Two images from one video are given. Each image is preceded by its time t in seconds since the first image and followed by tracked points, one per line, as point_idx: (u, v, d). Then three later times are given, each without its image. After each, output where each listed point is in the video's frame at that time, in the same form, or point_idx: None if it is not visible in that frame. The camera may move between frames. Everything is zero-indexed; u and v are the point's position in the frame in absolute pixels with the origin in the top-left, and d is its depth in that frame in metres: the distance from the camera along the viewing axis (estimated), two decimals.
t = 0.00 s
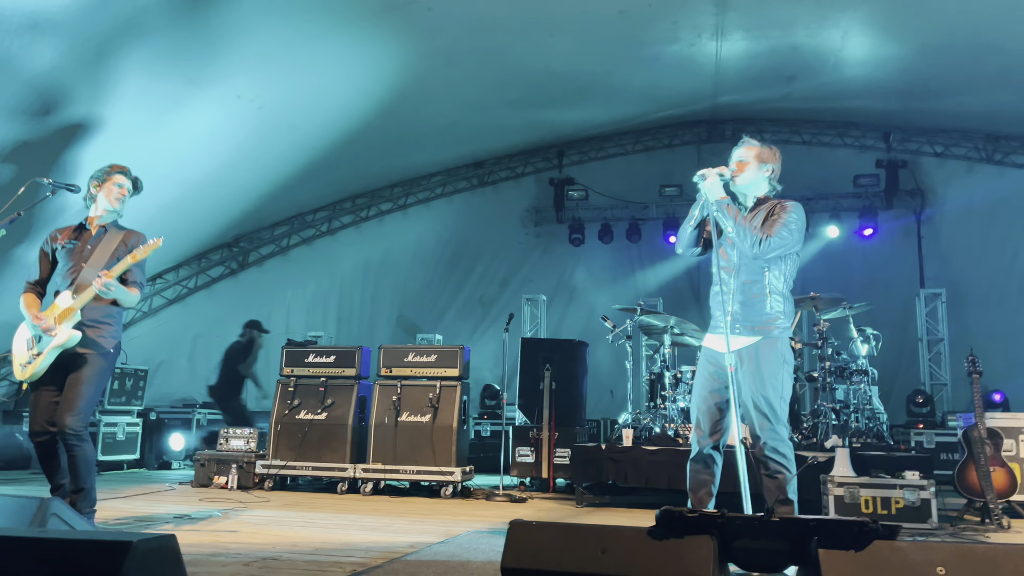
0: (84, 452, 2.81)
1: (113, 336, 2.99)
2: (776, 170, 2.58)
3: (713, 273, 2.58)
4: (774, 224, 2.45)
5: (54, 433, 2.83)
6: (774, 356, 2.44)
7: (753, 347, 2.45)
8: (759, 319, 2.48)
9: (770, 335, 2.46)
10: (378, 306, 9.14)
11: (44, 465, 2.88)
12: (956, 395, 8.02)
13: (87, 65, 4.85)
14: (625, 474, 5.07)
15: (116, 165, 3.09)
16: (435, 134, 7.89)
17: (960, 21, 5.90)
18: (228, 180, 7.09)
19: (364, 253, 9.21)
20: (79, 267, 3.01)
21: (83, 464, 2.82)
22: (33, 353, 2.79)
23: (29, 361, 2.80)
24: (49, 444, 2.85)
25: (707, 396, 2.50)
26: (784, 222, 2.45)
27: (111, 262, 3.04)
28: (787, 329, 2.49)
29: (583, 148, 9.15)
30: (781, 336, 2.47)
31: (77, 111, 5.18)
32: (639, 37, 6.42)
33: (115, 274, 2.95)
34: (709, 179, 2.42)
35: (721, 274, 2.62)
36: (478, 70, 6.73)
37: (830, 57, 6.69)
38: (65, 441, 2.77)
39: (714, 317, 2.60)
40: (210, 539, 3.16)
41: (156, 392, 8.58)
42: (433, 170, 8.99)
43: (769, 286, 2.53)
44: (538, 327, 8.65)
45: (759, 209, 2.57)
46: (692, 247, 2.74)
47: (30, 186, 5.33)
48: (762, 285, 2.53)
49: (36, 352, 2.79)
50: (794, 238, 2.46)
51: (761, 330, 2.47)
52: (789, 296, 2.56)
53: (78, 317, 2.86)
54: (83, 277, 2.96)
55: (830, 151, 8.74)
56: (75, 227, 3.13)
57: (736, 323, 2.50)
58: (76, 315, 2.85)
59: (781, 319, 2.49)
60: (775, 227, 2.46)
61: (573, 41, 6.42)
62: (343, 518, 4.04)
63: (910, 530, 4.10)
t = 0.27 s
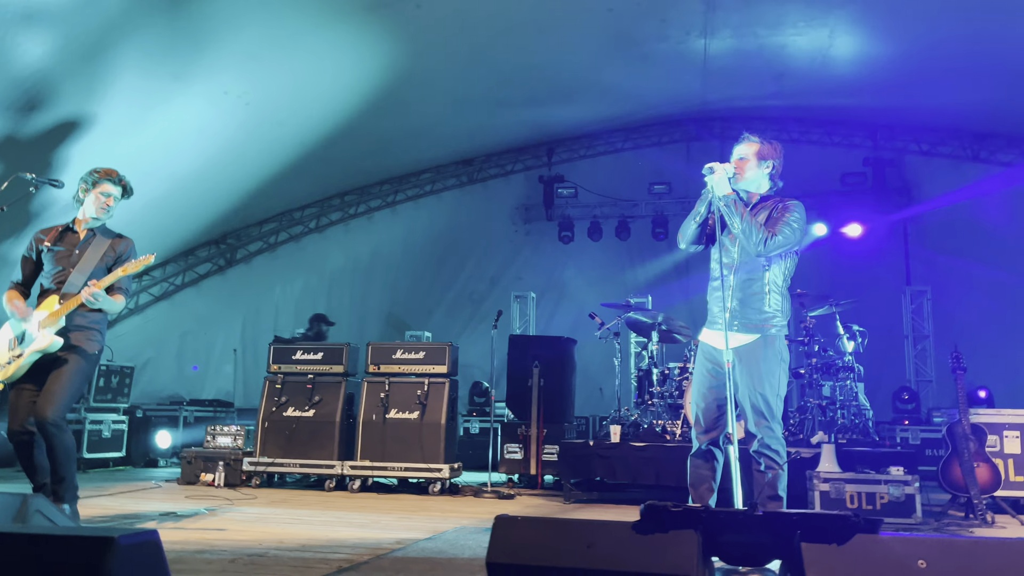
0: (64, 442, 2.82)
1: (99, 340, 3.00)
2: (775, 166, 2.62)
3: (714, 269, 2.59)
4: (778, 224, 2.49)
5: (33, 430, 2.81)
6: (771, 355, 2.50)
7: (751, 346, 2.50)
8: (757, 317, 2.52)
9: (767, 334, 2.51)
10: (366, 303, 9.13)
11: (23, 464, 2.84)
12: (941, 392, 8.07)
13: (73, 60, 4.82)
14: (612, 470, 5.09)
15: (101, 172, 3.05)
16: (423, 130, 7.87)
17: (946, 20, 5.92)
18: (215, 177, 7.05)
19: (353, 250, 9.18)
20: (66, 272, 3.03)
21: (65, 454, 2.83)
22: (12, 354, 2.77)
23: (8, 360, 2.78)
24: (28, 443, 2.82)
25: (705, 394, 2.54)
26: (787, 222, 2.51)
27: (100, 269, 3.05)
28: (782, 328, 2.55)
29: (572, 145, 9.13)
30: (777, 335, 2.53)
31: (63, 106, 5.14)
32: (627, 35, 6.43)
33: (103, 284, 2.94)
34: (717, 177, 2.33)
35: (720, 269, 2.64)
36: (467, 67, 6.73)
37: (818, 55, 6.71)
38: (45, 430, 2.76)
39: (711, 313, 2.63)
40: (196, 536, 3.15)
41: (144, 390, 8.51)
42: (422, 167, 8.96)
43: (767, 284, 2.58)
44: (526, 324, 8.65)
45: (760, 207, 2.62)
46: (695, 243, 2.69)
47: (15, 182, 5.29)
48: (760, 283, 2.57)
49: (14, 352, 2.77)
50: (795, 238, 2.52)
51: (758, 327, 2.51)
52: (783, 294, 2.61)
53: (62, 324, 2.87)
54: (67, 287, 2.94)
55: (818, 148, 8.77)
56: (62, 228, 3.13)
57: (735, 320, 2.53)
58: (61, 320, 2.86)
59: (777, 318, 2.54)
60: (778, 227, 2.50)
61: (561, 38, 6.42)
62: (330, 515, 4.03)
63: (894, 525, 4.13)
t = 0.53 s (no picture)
0: (58, 452, 2.81)
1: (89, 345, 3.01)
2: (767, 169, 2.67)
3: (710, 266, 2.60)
4: (774, 222, 2.52)
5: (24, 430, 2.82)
6: (765, 352, 2.51)
7: (746, 343, 2.50)
8: (753, 314, 2.53)
9: (762, 331, 2.52)
10: (355, 300, 9.10)
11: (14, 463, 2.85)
12: (926, 388, 8.13)
13: (58, 55, 4.78)
14: (601, 466, 5.10)
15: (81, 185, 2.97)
16: (412, 126, 7.85)
17: (932, 18, 5.95)
18: (202, 172, 7.01)
19: (342, 246, 9.16)
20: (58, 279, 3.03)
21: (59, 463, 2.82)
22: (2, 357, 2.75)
23: None
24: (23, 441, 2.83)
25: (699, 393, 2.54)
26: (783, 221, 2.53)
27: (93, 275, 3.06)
28: (777, 325, 2.56)
29: (562, 142, 9.12)
30: (772, 332, 2.54)
31: (48, 101, 5.09)
32: (616, 32, 6.43)
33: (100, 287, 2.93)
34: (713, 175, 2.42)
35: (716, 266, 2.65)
36: (455, 62, 6.70)
37: (805, 52, 6.73)
38: (41, 441, 2.76)
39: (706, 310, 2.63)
40: (183, 533, 3.13)
41: (129, 386, 8.43)
42: (410, 163, 8.94)
43: (763, 282, 2.59)
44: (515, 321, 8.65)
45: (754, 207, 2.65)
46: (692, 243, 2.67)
47: None
48: (756, 281, 2.59)
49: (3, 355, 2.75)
50: (791, 237, 2.54)
51: (752, 324, 2.52)
52: (779, 293, 2.62)
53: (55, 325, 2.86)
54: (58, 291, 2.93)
55: (806, 145, 8.80)
56: (54, 232, 3.13)
57: (728, 317, 2.54)
58: (54, 323, 2.85)
59: (772, 315, 2.56)
60: (774, 225, 2.53)
61: (551, 34, 6.41)
62: (318, 512, 4.03)
63: (880, 520, 4.18)
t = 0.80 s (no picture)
0: (55, 442, 2.93)
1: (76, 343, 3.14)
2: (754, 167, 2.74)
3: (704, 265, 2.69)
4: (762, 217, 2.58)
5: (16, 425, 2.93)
6: (762, 347, 2.57)
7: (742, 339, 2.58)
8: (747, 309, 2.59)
9: (756, 325, 2.58)
10: (345, 295, 9.07)
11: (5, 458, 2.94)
12: (914, 383, 8.18)
13: (44, 47, 4.73)
14: (591, 461, 5.10)
15: (60, 186, 3.01)
16: (402, 121, 7.82)
17: (921, 16, 5.97)
18: (191, 167, 6.97)
19: (332, 242, 9.13)
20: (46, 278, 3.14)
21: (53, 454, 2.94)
22: None
23: None
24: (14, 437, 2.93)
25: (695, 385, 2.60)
26: (771, 216, 2.60)
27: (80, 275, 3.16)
28: (772, 319, 2.62)
29: (552, 138, 9.11)
30: (767, 326, 2.59)
31: (34, 94, 5.05)
32: (607, 27, 6.42)
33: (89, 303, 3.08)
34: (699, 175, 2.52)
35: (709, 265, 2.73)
36: (445, 57, 6.68)
37: (795, 48, 6.74)
38: (36, 430, 2.88)
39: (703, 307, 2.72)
40: (171, 528, 3.12)
41: (118, 382, 8.57)
42: (401, 158, 8.91)
43: (756, 278, 2.65)
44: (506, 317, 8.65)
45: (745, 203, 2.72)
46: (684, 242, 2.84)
47: None
48: (749, 277, 2.65)
49: None
50: (781, 231, 2.60)
51: (747, 319, 2.58)
52: (773, 288, 2.68)
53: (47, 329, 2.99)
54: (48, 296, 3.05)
55: (795, 142, 8.83)
56: (44, 231, 3.22)
57: (724, 312, 2.61)
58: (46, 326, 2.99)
59: (767, 310, 2.61)
60: (763, 221, 2.59)
61: (542, 30, 6.40)
62: (307, 507, 4.02)
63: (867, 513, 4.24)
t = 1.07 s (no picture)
0: (42, 442, 2.94)
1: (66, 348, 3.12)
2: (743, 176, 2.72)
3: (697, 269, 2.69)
4: (753, 219, 2.60)
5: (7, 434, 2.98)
6: (754, 348, 2.60)
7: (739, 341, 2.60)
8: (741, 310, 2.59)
9: (751, 326, 2.59)
10: (339, 293, 9.06)
11: None
12: (907, 380, 8.22)
13: (37, 44, 4.70)
14: (584, 458, 5.10)
15: (44, 192, 3.01)
16: (396, 119, 7.81)
17: (914, 15, 6.00)
18: (184, 164, 6.95)
19: (326, 239, 9.11)
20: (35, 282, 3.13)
21: (39, 456, 2.95)
22: None
23: None
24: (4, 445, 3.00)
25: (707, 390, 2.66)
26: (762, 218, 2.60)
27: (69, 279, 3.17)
28: (767, 320, 2.62)
29: (546, 136, 9.17)
30: (761, 327, 2.60)
31: (25, 91, 5.02)
32: (601, 25, 6.43)
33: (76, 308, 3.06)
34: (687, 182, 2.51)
35: (703, 270, 2.74)
36: (439, 54, 6.67)
37: (788, 46, 6.76)
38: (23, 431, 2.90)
39: (698, 310, 2.71)
40: (164, 526, 3.11)
41: (111, 379, 8.52)
42: (395, 155, 8.90)
43: (750, 279, 2.65)
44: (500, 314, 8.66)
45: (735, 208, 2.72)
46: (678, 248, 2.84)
47: None
48: (743, 278, 2.65)
49: None
50: (772, 233, 2.61)
51: (742, 320, 2.58)
52: (766, 290, 2.68)
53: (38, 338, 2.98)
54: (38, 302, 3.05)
55: (788, 139, 8.85)
56: (33, 235, 3.20)
57: (719, 314, 2.60)
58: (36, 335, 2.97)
59: (761, 310, 2.61)
60: (753, 223, 2.59)
61: (536, 28, 6.40)
62: (301, 505, 4.02)
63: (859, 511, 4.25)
